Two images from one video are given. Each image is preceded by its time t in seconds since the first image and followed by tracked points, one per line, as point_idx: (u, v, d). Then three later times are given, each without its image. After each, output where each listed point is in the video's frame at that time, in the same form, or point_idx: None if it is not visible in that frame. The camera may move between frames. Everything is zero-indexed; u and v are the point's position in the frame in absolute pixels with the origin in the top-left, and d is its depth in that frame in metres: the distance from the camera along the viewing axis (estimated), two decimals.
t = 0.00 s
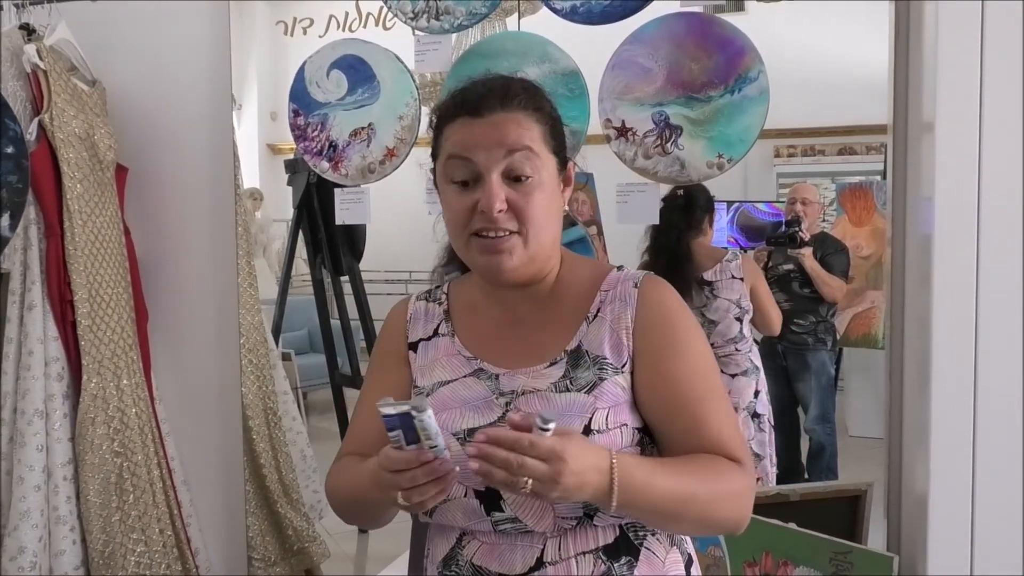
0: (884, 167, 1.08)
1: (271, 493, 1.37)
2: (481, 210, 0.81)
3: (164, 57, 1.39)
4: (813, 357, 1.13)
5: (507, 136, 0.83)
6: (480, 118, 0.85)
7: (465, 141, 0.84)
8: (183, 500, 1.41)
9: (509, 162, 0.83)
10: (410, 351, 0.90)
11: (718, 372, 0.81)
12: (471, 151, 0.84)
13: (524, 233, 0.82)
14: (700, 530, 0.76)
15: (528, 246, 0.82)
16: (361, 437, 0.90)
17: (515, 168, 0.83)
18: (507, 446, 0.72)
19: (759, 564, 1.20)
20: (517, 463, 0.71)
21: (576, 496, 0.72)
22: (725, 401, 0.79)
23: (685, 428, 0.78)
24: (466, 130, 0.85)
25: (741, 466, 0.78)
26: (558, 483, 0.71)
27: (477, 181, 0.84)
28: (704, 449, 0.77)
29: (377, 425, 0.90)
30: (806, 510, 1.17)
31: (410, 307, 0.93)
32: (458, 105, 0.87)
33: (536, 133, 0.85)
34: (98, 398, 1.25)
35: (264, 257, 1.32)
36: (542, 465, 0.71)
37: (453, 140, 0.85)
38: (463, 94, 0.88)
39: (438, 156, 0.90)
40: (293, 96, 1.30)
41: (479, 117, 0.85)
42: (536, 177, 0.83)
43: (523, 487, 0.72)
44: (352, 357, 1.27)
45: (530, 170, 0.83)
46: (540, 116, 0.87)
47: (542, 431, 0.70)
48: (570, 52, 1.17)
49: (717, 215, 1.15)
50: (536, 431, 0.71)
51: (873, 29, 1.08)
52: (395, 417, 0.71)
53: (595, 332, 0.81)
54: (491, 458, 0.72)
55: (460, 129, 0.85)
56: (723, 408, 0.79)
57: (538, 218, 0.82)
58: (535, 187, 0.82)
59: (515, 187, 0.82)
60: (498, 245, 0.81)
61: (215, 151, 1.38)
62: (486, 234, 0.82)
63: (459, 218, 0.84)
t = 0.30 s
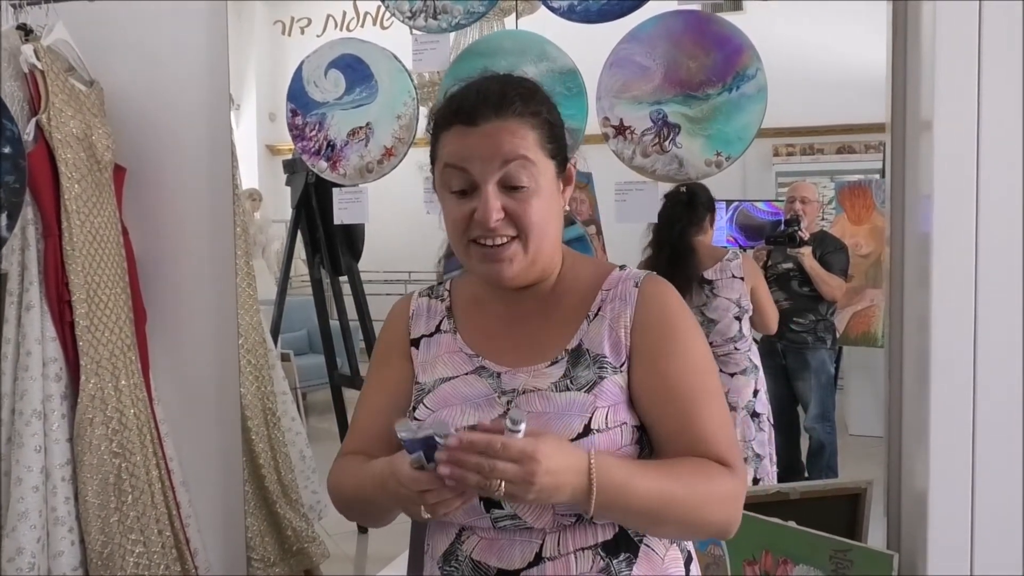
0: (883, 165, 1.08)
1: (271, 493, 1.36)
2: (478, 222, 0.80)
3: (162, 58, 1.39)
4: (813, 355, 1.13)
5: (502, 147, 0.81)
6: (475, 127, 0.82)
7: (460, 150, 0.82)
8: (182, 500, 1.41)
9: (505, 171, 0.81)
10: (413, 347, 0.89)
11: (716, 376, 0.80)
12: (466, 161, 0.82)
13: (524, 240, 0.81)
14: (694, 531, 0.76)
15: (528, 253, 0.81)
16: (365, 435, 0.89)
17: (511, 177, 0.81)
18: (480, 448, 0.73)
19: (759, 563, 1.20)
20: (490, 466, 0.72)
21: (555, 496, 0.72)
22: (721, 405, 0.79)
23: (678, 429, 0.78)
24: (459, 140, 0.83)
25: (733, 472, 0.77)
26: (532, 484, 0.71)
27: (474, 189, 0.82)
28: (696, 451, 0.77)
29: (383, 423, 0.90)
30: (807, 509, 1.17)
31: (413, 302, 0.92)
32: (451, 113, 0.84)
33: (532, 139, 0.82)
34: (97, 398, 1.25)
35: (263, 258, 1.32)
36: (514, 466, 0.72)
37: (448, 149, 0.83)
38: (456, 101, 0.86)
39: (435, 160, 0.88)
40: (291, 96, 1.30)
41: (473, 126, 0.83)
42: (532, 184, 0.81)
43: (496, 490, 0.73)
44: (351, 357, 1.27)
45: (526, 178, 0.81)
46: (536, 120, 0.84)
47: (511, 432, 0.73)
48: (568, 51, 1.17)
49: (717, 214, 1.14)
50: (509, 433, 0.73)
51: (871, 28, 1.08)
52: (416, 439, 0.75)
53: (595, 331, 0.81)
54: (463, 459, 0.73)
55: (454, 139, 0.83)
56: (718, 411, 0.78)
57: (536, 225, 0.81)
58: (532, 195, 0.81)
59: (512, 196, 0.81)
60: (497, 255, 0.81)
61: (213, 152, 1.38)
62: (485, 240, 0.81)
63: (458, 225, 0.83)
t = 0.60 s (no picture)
0: (882, 165, 1.08)
1: (271, 493, 1.36)
2: (490, 169, 0.82)
3: (161, 57, 1.39)
4: (812, 355, 1.13)
5: (523, 103, 0.84)
6: (498, 88, 0.87)
7: (481, 107, 0.86)
8: (182, 501, 1.41)
9: (522, 129, 0.84)
10: (408, 343, 0.89)
11: (716, 383, 0.80)
12: (485, 116, 0.85)
13: (530, 199, 0.81)
14: (697, 538, 0.76)
15: (533, 213, 0.81)
16: (366, 434, 0.89)
17: (527, 138, 0.84)
18: (480, 496, 0.72)
19: (759, 562, 1.20)
20: (491, 510, 0.72)
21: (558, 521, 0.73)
22: (720, 413, 0.79)
23: (675, 436, 0.78)
24: (482, 98, 0.86)
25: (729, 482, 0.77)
26: (535, 524, 0.71)
27: (489, 146, 0.85)
28: (693, 460, 0.77)
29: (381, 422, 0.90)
30: (806, 508, 1.17)
31: (409, 299, 0.93)
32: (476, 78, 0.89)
33: (551, 108, 0.86)
34: (96, 398, 1.24)
35: (262, 258, 1.32)
36: (515, 510, 0.71)
37: (469, 108, 0.87)
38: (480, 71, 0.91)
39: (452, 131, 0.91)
40: (290, 95, 1.30)
41: (497, 87, 0.87)
42: (547, 147, 0.84)
43: (497, 527, 0.73)
44: (350, 357, 1.27)
45: (541, 141, 0.84)
46: (555, 95, 0.88)
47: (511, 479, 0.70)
48: (567, 50, 1.17)
49: (717, 214, 1.14)
50: (505, 482, 0.71)
51: (871, 26, 1.08)
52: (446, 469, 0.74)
53: (593, 331, 0.81)
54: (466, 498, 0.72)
55: (477, 95, 0.86)
56: (716, 420, 0.78)
57: (544, 185, 0.82)
58: (545, 157, 0.83)
59: (526, 153, 0.83)
60: (503, 207, 0.81)
61: (212, 152, 1.38)
62: (493, 191, 0.82)
63: (467, 181, 0.84)
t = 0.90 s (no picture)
0: (882, 165, 1.08)
1: (271, 492, 1.36)
2: (497, 194, 0.81)
3: (161, 57, 1.39)
4: (812, 355, 1.13)
5: (531, 125, 0.82)
6: (506, 103, 0.84)
7: (488, 124, 0.83)
8: (181, 500, 1.40)
9: (530, 150, 0.82)
10: (410, 336, 0.89)
11: (716, 378, 0.80)
12: (492, 135, 0.83)
13: (537, 221, 0.82)
14: (693, 532, 0.76)
15: (539, 233, 0.82)
16: (362, 432, 0.89)
17: (535, 157, 0.82)
18: (476, 468, 0.71)
19: (759, 561, 1.19)
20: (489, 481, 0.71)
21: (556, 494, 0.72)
22: (718, 407, 0.79)
23: (674, 427, 0.78)
24: (490, 114, 0.84)
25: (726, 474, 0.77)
26: (534, 494, 0.71)
27: (496, 163, 0.83)
28: (690, 450, 0.77)
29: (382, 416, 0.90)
30: (805, 507, 1.17)
31: (412, 292, 0.93)
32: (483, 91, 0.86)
33: (559, 123, 0.83)
34: (96, 397, 1.24)
35: (262, 258, 1.31)
36: (514, 481, 0.71)
37: (476, 122, 0.84)
38: (488, 79, 0.87)
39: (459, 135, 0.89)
40: (290, 95, 1.30)
41: (505, 102, 0.84)
42: (554, 166, 0.82)
43: (497, 498, 0.73)
44: (350, 357, 1.27)
45: (549, 160, 0.82)
46: (564, 107, 0.85)
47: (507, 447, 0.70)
48: (567, 49, 1.17)
49: (717, 214, 1.14)
50: (501, 451, 0.71)
51: (870, 27, 1.08)
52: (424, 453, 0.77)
53: (598, 321, 0.81)
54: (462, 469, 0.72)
55: (484, 112, 0.84)
56: (715, 413, 0.78)
57: (551, 210, 0.82)
58: (553, 176, 0.82)
59: (534, 174, 0.82)
60: (509, 230, 0.81)
61: (212, 152, 1.38)
62: (500, 216, 0.82)
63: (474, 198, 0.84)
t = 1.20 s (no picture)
0: (881, 164, 1.08)
1: (270, 492, 1.36)
2: (496, 186, 0.81)
3: (160, 57, 1.39)
4: (812, 355, 1.13)
5: (530, 118, 0.83)
6: (505, 97, 0.85)
7: (488, 117, 0.84)
8: (181, 500, 1.40)
9: (529, 143, 0.83)
10: (410, 335, 0.89)
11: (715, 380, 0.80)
12: (492, 128, 0.84)
13: (536, 214, 0.82)
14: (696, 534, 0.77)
15: (538, 227, 0.82)
16: (363, 429, 0.89)
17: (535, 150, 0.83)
18: (470, 462, 0.72)
19: (758, 559, 1.19)
20: (484, 476, 0.71)
21: (554, 492, 0.72)
22: (718, 408, 0.79)
23: (674, 429, 0.78)
24: (489, 107, 0.85)
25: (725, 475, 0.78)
26: (530, 488, 0.71)
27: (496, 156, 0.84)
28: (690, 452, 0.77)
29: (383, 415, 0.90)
30: (805, 506, 1.17)
31: (412, 291, 0.92)
32: (483, 86, 0.87)
33: (558, 117, 0.84)
34: (95, 397, 1.24)
35: (261, 258, 1.32)
36: (509, 475, 0.71)
37: (477, 115, 0.85)
38: (488, 76, 0.88)
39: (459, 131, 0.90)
40: (289, 94, 1.30)
41: (505, 97, 0.85)
42: (553, 160, 0.83)
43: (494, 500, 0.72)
44: (350, 357, 1.27)
45: (548, 153, 0.83)
46: (563, 101, 0.86)
47: (504, 441, 0.70)
48: (566, 48, 1.17)
49: (717, 214, 1.14)
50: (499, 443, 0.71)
51: (869, 27, 1.08)
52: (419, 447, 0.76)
53: (599, 323, 0.81)
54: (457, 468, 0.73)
55: (485, 106, 0.85)
56: (715, 414, 0.78)
57: (550, 202, 0.82)
58: (552, 170, 0.82)
59: (533, 167, 0.82)
60: (509, 223, 0.81)
61: (212, 151, 1.38)
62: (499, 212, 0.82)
63: (473, 192, 0.84)
